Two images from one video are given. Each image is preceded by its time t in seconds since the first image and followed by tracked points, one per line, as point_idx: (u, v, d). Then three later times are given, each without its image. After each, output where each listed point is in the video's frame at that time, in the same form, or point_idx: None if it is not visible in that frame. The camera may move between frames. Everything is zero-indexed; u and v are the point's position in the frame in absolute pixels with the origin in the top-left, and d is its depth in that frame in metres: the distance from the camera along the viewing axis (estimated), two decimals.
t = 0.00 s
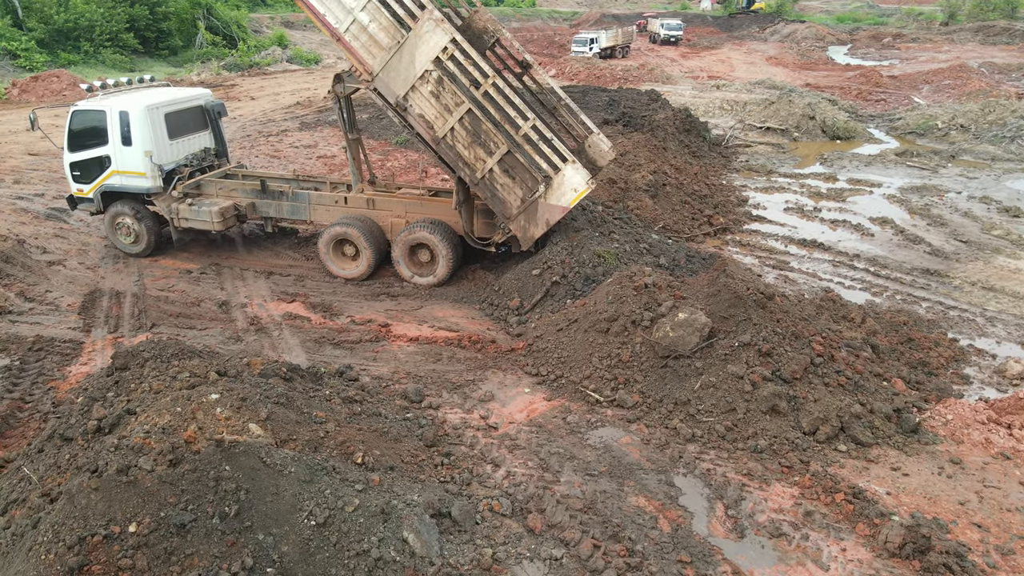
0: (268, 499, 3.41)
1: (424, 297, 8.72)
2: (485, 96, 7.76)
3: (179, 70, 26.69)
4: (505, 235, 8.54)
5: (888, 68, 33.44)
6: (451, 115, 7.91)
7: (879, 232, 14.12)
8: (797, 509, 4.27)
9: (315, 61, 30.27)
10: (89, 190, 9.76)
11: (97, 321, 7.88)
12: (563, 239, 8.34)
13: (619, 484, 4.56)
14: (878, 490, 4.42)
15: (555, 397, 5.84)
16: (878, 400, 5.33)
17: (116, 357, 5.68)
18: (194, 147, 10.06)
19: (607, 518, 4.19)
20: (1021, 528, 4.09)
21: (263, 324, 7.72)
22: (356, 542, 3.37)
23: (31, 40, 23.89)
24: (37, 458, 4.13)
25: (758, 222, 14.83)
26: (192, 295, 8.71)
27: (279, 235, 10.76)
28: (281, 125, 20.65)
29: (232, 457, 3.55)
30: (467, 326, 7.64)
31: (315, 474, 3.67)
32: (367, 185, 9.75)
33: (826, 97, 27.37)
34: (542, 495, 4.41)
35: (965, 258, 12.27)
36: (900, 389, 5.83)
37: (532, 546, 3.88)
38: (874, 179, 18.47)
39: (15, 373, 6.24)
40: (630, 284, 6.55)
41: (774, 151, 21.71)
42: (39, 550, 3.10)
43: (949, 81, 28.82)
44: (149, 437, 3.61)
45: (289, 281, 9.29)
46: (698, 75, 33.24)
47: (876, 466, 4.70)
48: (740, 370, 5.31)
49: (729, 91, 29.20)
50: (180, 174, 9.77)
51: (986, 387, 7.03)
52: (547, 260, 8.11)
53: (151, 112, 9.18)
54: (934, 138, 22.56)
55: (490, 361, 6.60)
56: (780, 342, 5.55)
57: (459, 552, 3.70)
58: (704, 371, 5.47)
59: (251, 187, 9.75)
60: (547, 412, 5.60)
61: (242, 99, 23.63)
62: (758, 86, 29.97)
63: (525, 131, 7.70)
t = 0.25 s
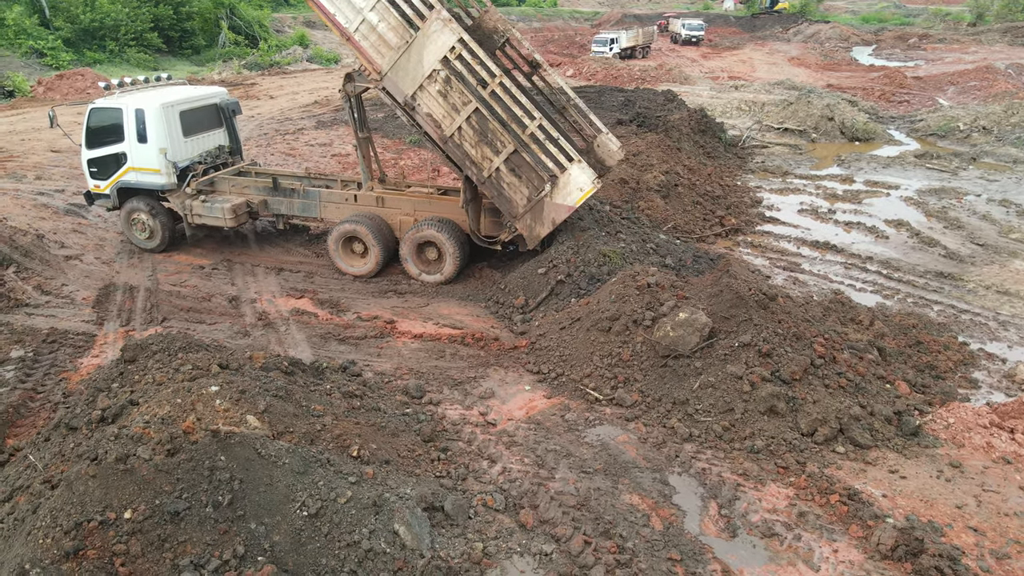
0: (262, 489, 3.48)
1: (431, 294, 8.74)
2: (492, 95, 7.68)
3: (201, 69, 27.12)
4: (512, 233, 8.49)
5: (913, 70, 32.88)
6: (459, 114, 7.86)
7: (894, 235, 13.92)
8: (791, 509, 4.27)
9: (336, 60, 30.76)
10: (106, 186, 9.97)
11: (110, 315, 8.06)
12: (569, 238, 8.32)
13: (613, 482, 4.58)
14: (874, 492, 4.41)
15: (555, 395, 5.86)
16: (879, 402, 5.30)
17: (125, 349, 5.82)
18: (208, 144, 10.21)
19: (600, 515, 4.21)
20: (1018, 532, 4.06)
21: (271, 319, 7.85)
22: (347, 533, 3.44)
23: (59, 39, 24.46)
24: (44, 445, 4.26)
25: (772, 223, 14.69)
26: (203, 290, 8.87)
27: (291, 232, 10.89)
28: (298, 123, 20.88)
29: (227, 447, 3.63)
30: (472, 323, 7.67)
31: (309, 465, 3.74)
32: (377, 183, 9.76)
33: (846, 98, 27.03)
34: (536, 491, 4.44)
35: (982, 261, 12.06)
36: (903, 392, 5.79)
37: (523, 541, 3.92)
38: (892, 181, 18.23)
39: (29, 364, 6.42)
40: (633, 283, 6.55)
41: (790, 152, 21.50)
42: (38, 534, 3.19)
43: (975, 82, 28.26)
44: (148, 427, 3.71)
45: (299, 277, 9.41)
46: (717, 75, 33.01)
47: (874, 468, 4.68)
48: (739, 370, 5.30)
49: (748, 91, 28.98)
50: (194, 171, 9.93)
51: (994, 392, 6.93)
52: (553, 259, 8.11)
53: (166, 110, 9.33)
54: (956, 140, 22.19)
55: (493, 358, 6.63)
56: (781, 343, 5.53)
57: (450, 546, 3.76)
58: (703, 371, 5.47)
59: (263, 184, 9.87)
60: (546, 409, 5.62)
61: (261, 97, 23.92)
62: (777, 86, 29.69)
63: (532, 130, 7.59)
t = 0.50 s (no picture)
0: (255, 480, 3.56)
1: (436, 292, 8.74)
2: (498, 95, 7.66)
3: (221, 68, 27.52)
4: (517, 232, 8.41)
5: (936, 70, 32.37)
6: (465, 113, 7.85)
7: (908, 237, 13.74)
8: (783, 509, 4.27)
9: (353, 59, 31.03)
10: (120, 182, 10.14)
11: (122, 310, 8.24)
12: (574, 237, 8.30)
13: (607, 479, 4.60)
14: (868, 494, 4.39)
15: (554, 392, 5.88)
16: (878, 404, 5.27)
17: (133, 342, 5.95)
18: (220, 142, 10.34)
19: (592, 511, 4.24)
20: (1013, 536, 4.04)
21: (278, 315, 7.96)
22: (338, 525, 3.52)
23: (83, 38, 24.95)
24: (49, 434, 4.36)
25: (783, 225, 14.56)
26: (213, 285, 9.01)
27: (301, 229, 11.01)
28: (313, 122, 21.07)
29: (222, 439, 3.71)
30: (475, 321, 7.69)
31: (302, 458, 3.82)
32: (387, 182, 9.72)
33: (864, 99, 26.72)
34: (530, 488, 4.47)
35: (997, 265, 11.87)
36: (904, 395, 5.75)
37: (513, 537, 3.95)
38: (908, 183, 18.00)
39: (41, 357, 6.60)
40: (635, 283, 6.54)
41: (805, 153, 21.31)
42: (36, 520, 3.28)
43: (999, 84, 27.77)
44: (147, 418, 3.80)
45: (307, 274, 9.52)
46: (736, 76, 32.79)
47: (870, 470, 4.66)
48: (737, 370, 5.30)
49: (764, 92, 28.77)
50: (207, 168, 10.05)
51: (1002, 396, 6.84)
52: (557, 257, 8.10)
53: (179, 108, 9.46)
54: (976, 141, 21.84)
55: (494, 356, 6.66)
56: (780, 343, 5.51)
57: (441, 539, 3.82)
58: (701, 371, 5.47)
59: (273, 182, 9.83)
60: (544, 407, 5.64)
61: (278, 96, 24.18)
62: (795, 87, 29.43)
63: (537, 130, 7.57)
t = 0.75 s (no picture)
0: (249, 472, 3.63)
1: (442, 290, 8.74)
2: (503, 94, 7.63)
3: (240, 67, 27.86)
4: (522, 231, 8.37)
5: (960, 72, 31.83)
6: (470, 113, 7.83)
7: (921, 239, 13.55)
8: (776, 510, 4.27)
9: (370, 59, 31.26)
10: (134, 179, 10.31)
11: (133, 305, 8.40)
12: (580, 237, 8.27)
13: (601, 477, 4.62)
14: (862, 495, 4.38)
15: (553, 390, 5.89)
16: (877, 406, 5.25)
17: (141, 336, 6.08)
18: (233, 140, 10.46)
19: (584, 508, 4.27)
20: (1007, 540, 4.03)
21: (284, 311, 8.07)
22: (331, 517, 3.59)
23: (106, 37, 25.39)
24: (54, 425, 4.48)
25: (794, 226, 14.39)
26: (222, 281, 9.15)
27: (311, 226, 11.12)
28: (328, 121, 21.26)
29: (217, 430, 3.78)
30: (478, 319, 7.70)
31: (297, 451, 3.90)
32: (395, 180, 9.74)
33: (882, 100, 26.37)
34: (524, 484, 4.50)
35: (1011, 269, 11.69)
36: (905, 397, 5.72)
37: (504, 533, 4.00)
38: (924, 185, 17.77)
39: (53, 350, 6.76)
40: (636, 282, 6.53)
41: (820, 155, 21.09)
42: (36, 507, 3.37)
43: None
44: (147, 410, 3.91)
45: (315, 271, 9.62)
46: (755, 76, 32.52)
47: (866, 472, 4.65)
48: (735, 370, 5.30)
49: (781, 93, 28.54)
50: (219, 166, 10.17)
51: (1008, 400, 6.76)
52: (561, 256, 8.09)
53: (191, 107, 9.59)
54: (996, 143, 21.49)
55: (495, 354, 6.68)
56: (779, 344, 5.51)
57: (432, 533, 3.87)
58: (699, 370, 5.48)
59: (284, 180, 9.91)
60: (542, 405, 5.66)
61: (295, 95, 24.39)
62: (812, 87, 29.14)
63: (542, 129, 7.53)
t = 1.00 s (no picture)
0: (244, 463, 3.73)
1: (447, 288, 8.72)
2: (509, 93, 7.60)
3: (259, 67, 28.16)
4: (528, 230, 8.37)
5: (984, 73, 31.29)
6: (477, 112, 7.79)
7: (935, 241, 13.36)
8: (769, 510, 4.27)
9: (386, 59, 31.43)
10: (148, 176, 10.48)
11: (144, 300, 8.56)
12: (584, 236, 8.21)
13: (595, 475, 4.64)
14: (857, 497, 4.37)
15: (552, 388, 5.90)
16: (876, 408, 5.22)
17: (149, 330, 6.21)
18: (245, 139, 10.58)
19: (576, 505, 4.30)
20: (1002, 544, 4.01)
21: (291, 307, 8.18)
22: (323, 509, 3.69)
23: (128, 37, 25.78)
24: (59, 415, 4.60)
25: (806, 227, 14.17)
26: (232, 277, 9.29)
27: (321, 224, 11.23)
28: (343, 120, 21.42)
29: (214, 422, 3.88)
30: (482, 317, 7.68)
31: (292, 443, 3.99)
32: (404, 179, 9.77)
33: (901, 101, 26.03)
34: (519, 480, 4.54)
35: None
36: (906, 399, 5.69)
37: (495, 528, 4.04)
38: (940, 187, 17.52)
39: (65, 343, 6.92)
40: (638, 282, 6.52)
41: (836, 156, 20.87)
42: (36, 493, 3.47)
43: None
44: (146, 401, 4.01)
45: (323, 268, 9.72)
46: (774, 77, 32.22)
47: (862, 473, 4.63)
48: (733, 370, 5.30)
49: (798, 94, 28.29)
50: (231, 164, 10.30)
51: (1015, 405, 6.68)
52: (565, 255, 8.07)
53: (204, 105, 9.73)
54: (1018, 146, 21.12)
55: (497, 351, 6.70)
56: (778, 345, 5.50)
57: (424, 527, 3.93)
58: (697, 370, 5.48)
59: (294, 178, 10.01)
60: (541, 402, 5.68)
61: (311, 94, 24.59)
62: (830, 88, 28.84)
63: (547, 129, 7.50)
